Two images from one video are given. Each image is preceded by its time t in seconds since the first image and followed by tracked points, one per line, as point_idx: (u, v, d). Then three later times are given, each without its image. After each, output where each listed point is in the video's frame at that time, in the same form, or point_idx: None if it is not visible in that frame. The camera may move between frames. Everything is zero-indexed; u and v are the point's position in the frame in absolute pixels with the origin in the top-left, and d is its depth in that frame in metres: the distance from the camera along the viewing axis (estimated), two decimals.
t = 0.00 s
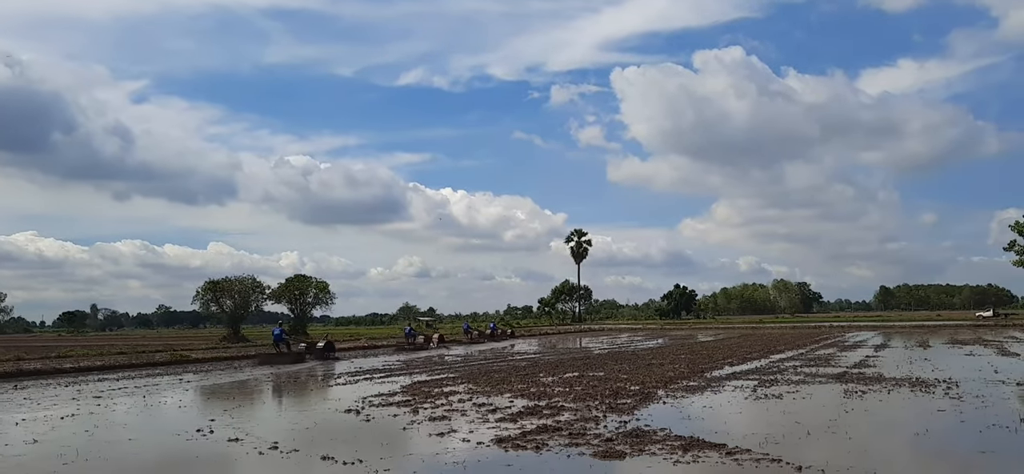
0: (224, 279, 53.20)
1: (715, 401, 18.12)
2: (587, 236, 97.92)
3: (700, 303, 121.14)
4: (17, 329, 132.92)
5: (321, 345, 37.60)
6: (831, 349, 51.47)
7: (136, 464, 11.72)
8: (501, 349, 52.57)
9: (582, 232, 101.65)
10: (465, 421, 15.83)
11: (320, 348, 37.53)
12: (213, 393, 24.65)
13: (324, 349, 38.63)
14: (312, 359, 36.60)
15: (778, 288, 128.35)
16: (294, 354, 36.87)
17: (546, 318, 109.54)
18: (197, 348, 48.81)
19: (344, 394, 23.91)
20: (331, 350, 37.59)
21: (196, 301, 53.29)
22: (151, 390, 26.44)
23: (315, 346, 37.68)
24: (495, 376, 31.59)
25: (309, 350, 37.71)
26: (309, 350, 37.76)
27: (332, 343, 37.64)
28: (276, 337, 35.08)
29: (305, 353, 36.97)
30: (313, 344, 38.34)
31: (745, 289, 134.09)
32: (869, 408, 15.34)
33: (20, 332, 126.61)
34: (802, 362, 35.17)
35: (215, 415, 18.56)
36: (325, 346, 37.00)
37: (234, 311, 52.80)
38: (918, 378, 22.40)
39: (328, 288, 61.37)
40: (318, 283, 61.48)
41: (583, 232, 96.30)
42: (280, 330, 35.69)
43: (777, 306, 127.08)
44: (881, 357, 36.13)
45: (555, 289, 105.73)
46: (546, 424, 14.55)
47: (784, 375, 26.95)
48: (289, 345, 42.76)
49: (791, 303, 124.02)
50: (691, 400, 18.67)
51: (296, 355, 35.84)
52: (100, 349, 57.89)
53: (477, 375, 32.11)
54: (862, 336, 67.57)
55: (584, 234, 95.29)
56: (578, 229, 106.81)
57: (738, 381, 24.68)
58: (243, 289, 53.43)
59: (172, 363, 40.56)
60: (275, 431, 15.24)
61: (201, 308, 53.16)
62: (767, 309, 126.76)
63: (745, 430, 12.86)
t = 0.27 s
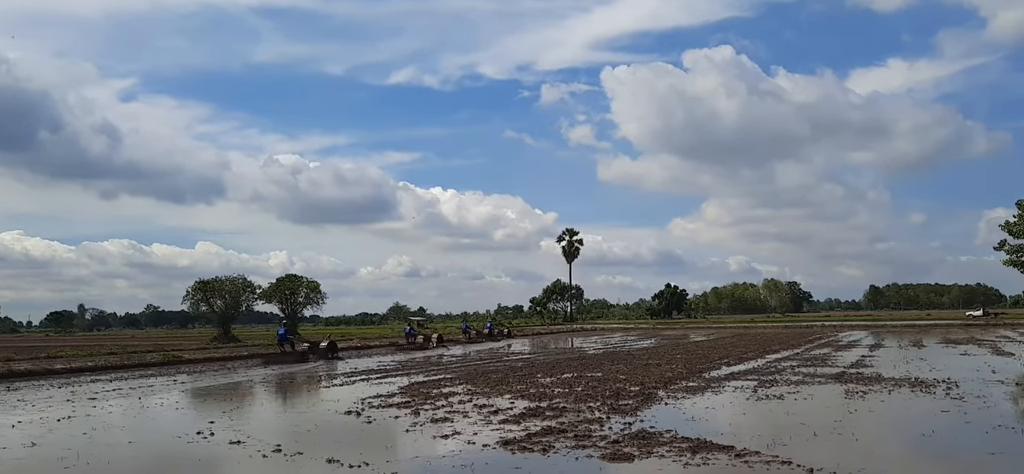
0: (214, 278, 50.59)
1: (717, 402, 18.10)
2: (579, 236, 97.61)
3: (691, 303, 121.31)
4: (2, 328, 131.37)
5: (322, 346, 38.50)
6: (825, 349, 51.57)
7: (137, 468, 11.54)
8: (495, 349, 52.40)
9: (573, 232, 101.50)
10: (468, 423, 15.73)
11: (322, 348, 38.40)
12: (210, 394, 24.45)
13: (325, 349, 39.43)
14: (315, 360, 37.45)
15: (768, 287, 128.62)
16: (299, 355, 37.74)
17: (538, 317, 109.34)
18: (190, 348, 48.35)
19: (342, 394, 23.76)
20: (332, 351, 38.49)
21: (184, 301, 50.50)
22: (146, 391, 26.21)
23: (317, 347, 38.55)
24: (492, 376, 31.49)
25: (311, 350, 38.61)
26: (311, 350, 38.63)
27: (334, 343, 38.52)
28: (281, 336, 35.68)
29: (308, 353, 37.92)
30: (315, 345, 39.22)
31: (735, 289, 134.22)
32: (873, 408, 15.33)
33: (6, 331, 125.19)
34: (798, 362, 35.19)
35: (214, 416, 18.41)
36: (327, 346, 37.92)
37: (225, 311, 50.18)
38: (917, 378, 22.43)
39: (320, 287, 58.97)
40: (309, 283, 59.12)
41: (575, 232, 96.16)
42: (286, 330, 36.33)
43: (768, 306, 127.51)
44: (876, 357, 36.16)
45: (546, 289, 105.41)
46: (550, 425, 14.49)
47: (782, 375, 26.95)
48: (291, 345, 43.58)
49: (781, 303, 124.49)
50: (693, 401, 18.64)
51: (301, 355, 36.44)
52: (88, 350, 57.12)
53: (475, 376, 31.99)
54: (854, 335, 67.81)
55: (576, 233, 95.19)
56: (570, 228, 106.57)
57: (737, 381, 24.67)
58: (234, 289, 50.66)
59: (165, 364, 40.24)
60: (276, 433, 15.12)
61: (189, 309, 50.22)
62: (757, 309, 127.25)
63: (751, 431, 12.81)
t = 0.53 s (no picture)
0: (204, 278, 50.27)
1: (716, 401, 18.11)
2: (570, 235, 97.52)
3: (681, 303, 121.60)
4: None
5: (326, 345, 39.14)
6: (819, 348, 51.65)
7: (138, 470, 11.43)
8: (489, 349, 52.25)
9: (564, 231, 101.48)
10: (469, 423, 15.67)
11: (325, 347, 39.00)
12: (205, 394, 24.30)
13: (328, 348, 40.00)
14: (319, 359, 38.03)
15: (758, 287, 129.10)
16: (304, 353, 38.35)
17: (529, 317, 109.31)
18: (181, 349, 48.02)
19: (339, 395, 23.65)
20: (336, 349, 38.93)
21: (174, 301, 50.10)
22: (142, 392, 26.03)
23: (320, 346, 39.16)
24: (489, 376, 31.40)
25: (315, 349, 39.22)
26: (314, 349, 39.21)
27: (337, 343, 39.16)
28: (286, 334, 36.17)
29: (312, 352, 38.55)
30: (319, 344, 39.81)
31: (726, 289, 134.39)
32: (874, 407, 15.34)
33: None
34: (794, 362, 35.18)
35: (212, 417, 18.27)
36: (331, 346, 38.51)
37: (216, 312, 49.76)
38: (914, 377, 22.46)
39: (312, 288, 58.47)
40: (301, 283, 58.67)
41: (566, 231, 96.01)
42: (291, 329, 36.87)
43: (757, 306, 128.00)
44: (871, 357, 36.23)
45: (538, 288, 105.29)
46: (551, 426, 14.45)
47: (779, 374, 26.95)
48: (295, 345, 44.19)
49: (771, 303, 125.40)
50: (692, 401, 18.62)
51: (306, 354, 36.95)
52: (79, 351, 56.73)
53: (471, 376, 31.90)
54: (846, 335, 68.01)
55: (567, 233, 95.07)
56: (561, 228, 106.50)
57: (735, 381, 24.68)
58: (225, 289, 50.41)
59: (158, 365, 39.99)
60: (278, 433, 15.01)
61: (179, 309, 49.74)
62: (747, 309, 127.85)
63: (754, 431, 12.80)
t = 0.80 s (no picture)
0: (196, 278, 49.66)
1: (718, 401, 18.07)
2: (562, 235, 97.36)
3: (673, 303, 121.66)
4: None
5: (328, 345, 39.60)
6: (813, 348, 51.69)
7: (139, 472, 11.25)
8: (484, 349, 52.02)
9: (556, 232, 101.32)
10: (471, 424, 15.55)
11: (327, 347, 39.45)
12: (201, 395, 24.07)
13: (331, 348, 40.37)
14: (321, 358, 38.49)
15: (749, 287, 129.41)
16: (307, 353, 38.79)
17: (521, 318, 109.08)
18: (174, 350, 47.64)
19: (337, 395, 23.47)
20: (338, 350, 39.75)
21: (165, 302, 49.44)
22: (137, 393, 25.76)
23: (322, 346, 39.63)
24: (486, 377, 31.24)
25: (316, 350, 39.66)
26: (316, 349, 39.64)
27: (339, 343, 39.61)
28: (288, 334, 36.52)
29: (316, 352, 38.91)
30: (320, 344, 40.24)
31: (717, 289, 134.45)
32: (877, 407, 15.30)
33: None
34: (790, 362, 35.10)
35: (209, 418, 18.09)
36: (332, 346, 38.94)
37: (207, 313, 49.19)
38: (914, 377, 22.45)
39: (303, 288, 57.90)
40: (293, 283, 58.01)
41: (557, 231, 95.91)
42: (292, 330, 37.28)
43: (748, 305, 128.27)
44: (868, 356, 36.25)
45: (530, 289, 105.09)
46: (555, 426, 14.36)
47: (778, 374, 26.88)
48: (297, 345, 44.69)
49: (762, 303, 125.78)
50: (694, 401, 18.55)
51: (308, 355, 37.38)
52: (69, 352, 56.22)
53: (468, 377, 31.73)
54: (839, 334, 68.09)
55: (559, 232, 94.92)
56: (553, 228, 106.35)
57: (734, 381, 24.62)
58: (217, 289, 49.78)
59: (151, 366, 39.68)
60: (280, 435, 14.85)
61: (169, 310, 49.13)
62: (739, 309, 128.03)
63: (759, 431, 12.73)
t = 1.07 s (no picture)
0: (186, 280, 49.19)
1: (717, 404, 18.01)
2: (553, 235, 97.19)
3: (663, 303, 121.67)
4: None
5: (330, 346, 40.00)
6: (807, 348, 51.73)
7: None
8: (477, 351, 51.81)
9: (547, 232, 101.16)
10: (471, 428, 15.43)
11: (330, 349, 39.82)
12: (197, 398, 23.82)
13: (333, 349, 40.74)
14: (325, 358, 38.88)
15: (739, 287, 129.65)
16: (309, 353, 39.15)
17: (513, 318, 108.86)
18: (164, 352, 47.16)
19: (333, 398, 23.25)
20: (340, 351, 39.88)
21: (154, 304, 48.94)
22: (130, 397, 25.43)
23: (325, 347, 40.03)
24: (483, 379, 31.10)
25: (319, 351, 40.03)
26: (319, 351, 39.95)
27: (340, 344, 39.97)
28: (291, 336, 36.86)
29: (318, 354, 39.21)
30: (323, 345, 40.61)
31: (707, 289, 134.53)
32: (878, 409, 15.26)
33: None
34: (785, 362, 35.02)
35: (205, 422, 17.87)
36: (334, 348, 39.33)
37: (197, 315, 48.78)
38: (911, 377, 22.47)
39: (294, 289, 57.46)
40: (283, 284, 57.56)
41: (548, 232, 95.75)
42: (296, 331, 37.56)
43: (739, 306, 128.56)
44: (862, 357, 36.24)
45: (521, 290, 104.83)
46: (556, 430, 14.25)
47: (775, 376, 26.85)
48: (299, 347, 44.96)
49: (752, 303, 126.10)
50: (693, 403, 18.51)
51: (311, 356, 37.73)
52: (57, 354, 55.57)
53: (465, 379, 31.58)
54: (831, 335, 68.24)
55: (550, 233, 94.71)
56: (545, 229, 106.11)
57: (732, 383, 24.58)
58: (207, 291, 49.33)
59: (142, 369, 39.28)
60: (280, 439, 14.70)
61: (159, 312, 48.71)
62: (729, 309, 128.22)
63: (762, 434, 12.66)
